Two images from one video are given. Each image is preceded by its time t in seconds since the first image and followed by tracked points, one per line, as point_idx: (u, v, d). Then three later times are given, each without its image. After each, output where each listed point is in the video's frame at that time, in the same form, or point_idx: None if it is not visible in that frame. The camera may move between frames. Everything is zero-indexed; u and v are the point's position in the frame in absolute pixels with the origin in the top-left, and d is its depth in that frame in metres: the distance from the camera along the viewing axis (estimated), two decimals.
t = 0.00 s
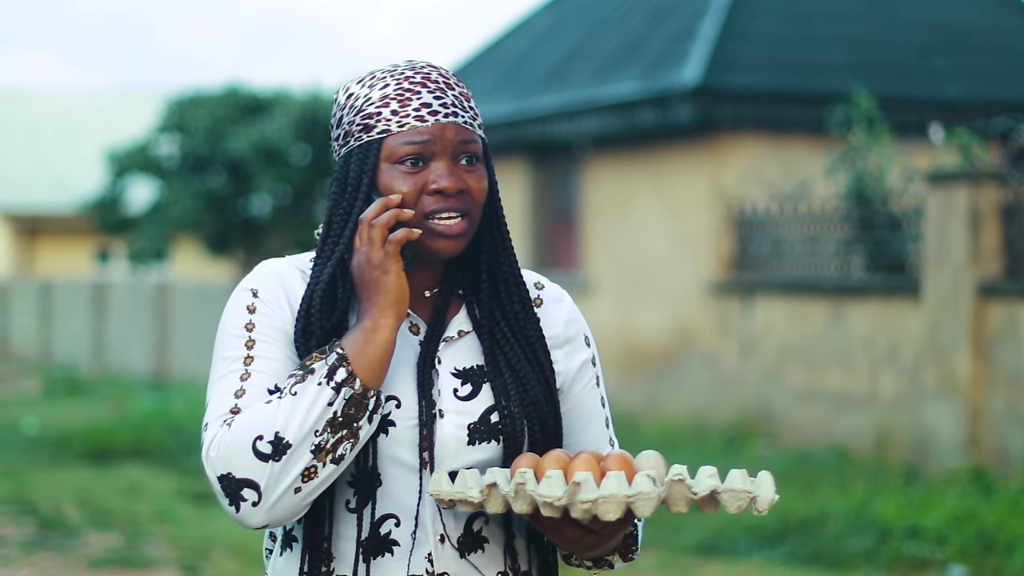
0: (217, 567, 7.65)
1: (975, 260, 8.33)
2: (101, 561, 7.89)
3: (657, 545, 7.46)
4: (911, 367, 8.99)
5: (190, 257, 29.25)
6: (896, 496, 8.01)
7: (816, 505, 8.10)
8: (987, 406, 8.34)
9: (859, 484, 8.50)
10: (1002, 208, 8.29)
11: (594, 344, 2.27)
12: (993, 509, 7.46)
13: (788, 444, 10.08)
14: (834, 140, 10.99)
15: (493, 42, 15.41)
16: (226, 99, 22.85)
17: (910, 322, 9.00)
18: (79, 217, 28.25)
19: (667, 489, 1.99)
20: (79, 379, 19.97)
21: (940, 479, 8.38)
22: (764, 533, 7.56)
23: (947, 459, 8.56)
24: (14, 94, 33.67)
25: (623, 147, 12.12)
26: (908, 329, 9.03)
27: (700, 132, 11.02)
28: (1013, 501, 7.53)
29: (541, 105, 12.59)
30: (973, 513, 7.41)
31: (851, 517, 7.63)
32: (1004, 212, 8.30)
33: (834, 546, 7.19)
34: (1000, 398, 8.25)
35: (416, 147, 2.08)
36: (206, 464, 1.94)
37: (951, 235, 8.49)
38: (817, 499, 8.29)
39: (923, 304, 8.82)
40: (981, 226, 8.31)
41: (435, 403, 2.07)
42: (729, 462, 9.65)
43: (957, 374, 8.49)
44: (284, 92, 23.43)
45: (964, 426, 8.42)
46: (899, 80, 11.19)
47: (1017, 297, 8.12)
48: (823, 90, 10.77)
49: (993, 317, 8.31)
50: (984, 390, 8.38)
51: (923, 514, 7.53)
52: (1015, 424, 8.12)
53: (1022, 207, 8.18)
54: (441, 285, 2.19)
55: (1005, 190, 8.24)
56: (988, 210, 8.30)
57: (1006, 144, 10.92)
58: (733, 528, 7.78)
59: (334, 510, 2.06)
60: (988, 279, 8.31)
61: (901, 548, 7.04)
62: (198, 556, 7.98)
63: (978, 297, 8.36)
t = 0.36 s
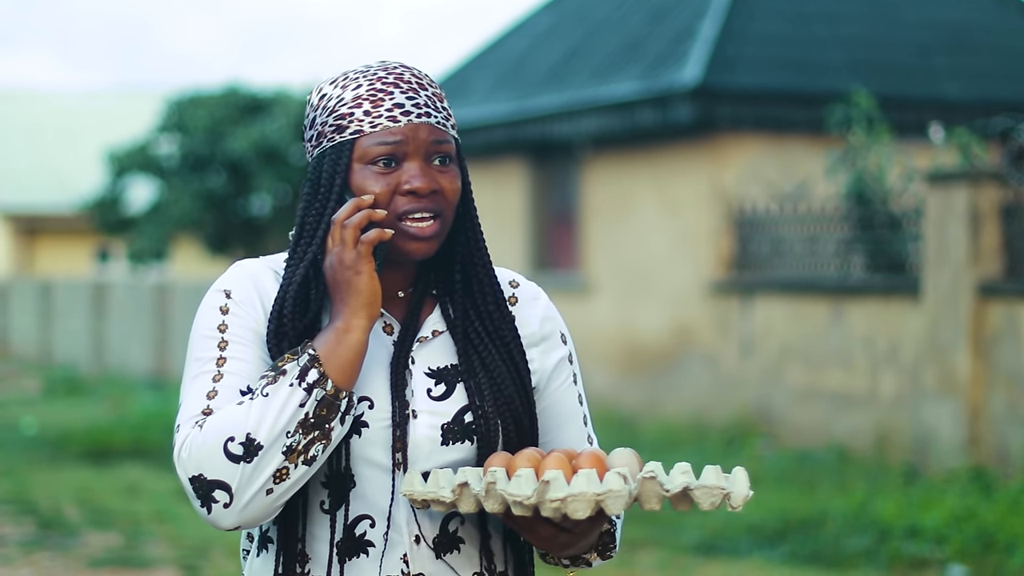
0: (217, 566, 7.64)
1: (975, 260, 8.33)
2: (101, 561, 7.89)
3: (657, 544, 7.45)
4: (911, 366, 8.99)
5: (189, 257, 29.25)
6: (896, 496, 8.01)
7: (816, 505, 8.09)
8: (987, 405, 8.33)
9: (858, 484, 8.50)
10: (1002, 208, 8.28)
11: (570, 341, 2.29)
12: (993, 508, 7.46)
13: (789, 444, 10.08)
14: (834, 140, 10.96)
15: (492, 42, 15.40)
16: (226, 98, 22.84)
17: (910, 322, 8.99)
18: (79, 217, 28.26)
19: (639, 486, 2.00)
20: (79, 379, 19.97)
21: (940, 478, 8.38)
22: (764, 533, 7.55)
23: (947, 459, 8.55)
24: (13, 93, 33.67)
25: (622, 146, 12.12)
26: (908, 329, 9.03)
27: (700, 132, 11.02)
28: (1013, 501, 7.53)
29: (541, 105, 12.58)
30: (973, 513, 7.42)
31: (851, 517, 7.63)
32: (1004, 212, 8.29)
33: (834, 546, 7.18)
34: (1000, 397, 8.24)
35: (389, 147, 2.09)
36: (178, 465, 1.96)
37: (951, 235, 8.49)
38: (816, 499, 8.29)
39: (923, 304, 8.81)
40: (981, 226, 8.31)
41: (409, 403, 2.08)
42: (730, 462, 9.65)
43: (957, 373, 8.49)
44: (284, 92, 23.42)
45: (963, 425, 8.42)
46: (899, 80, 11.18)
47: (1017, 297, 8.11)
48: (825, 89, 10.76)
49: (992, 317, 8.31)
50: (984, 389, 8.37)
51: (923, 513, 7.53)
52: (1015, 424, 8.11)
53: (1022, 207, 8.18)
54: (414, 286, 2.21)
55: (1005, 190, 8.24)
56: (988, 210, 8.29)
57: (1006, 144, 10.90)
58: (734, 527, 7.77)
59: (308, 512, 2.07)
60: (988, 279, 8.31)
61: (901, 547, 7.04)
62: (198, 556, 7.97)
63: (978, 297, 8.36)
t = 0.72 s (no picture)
0: (217, 566, 7.63)
1: (975, 260, 8.32)
2: (101, 561, 7.90)
3: (657, 544, 7.44)
4: (911, 366, 8.98)
5: (190, 257, 29.23)
6: (896, 496, 8.01)
7: (816, 505, 8.09)
8: (987, 405, 8.33)
9: (859, 484, 8.49)
10: (1002, 208, 8.27)
11: (553, 340, 2.29)
12: (993, 508, 7.46)
13: (789, 444, 10.08)
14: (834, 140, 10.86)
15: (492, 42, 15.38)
16: (226, 98, 22.80)
17: (911, 322, 8.99)
18: (79, 217, 28.27)
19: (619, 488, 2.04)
20: (80, 378, 19.99)
21: (940, 478, 8.38)
22: (764, 533, 7.54)
23: (947, 459, 8.55)
24: (14, 93, 33.64)
25: (621, 146, 12.13)
26: (908, 329, 9.03)
27: (700, 132, 11.01)
28: (1013, 501, 7.53)
29: (541, 105, 12.56)
30: (973, 513, 7.41)
31: (851, 516, 7.63)
32: (1004, 212, 8.28)
33: (834, 545, 7.18)
34: (1000, 397, 8.24)
35: (368, 148, 2.10)
36: (159, 468, 1.97)
37: (951, 235, 8.48)
38: (816, 499, 8.29)
39: (922, 304, 8.81)
40: (981, 226, 8.31)
41: (390, 404, 2.08)
42: (730, 462, 9.65)
43: (957, 373, 8.48)
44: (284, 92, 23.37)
45: (963, 425, 8.41)
46: (899, 80, 11.17)
47: (1017, 297, 8.10)
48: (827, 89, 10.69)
49: (992, 317, 8.30)
50: (984, 389, 8.36)
51: (923, 513, 7.53)
52: (1015, 424, 8.11)
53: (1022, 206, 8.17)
54: (395, 287, 2.21)
55: (1004, 190, 8.24)
56: (988, 210, 8.29)
57: (1006, 144, 10.85)
58: (733, 526, 7.76)
59: (291, 514, 2.08)
60: (988, 279, 8.30)
61: (900, 548, 7.04)
62: (198, 556, 7.97)
63: (978, 297, 8.35)
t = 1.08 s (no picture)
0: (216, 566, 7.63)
1: (975, 260, 8.32)
2: (101, 561, 7.91)
3: (657, 544, 7.44)
4: (911, 366, 8.98)
5: (190, 256, 29.24)
6: (897, 496, 8.01)
7: (816, 505, 8.09)
8: (987, 405, 8.33)
9: (859, 484, 8.49)
10: (1002, 208, 8.27)
11: (543, 342, 2.29)
12: (993, 508, 7.46)
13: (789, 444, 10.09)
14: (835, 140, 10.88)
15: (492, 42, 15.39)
16: (226, 98, 22.81)
17: (911, 322, 8.99)
18: (79, 217, 28.30)
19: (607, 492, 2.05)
20: (80, 378, 20.00)
21: (940, 478, 8.38)
22: (764, 533, 7.53)
23: (948, 458, 8.55)
24: (14, 93, 33.66)
25: (622, 146, 12.14)
26: (908, 329, 9.03)
27: (701, 132, 11.00)
28: (1013, 501, 7.53)
29: (541, 105, 12.55)
30: (973, 513, 7.41)
31: (851, 517, 7.63)
32: (1004, 212, 8.28)
33: (834, 545, 7.18)
34: (1000, 398, 8.23)
35: (354, 147, 2.10)
36: (145, 470, 1.98)
37: (951, 235, 8.48)
38: (815, 499, 8.29)
39: (923, 304, 8.81)
40: (981, 226, 8.30)
41: (379, 406, 2.08)
42: (731, 462, 9.66)
43: (957, 373, 8.48)
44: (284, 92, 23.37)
45: (963, 425, 8.41)
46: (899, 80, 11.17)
47: (1017, 296, 8.10)
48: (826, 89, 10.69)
49: (993, 317, 8.29)
50: (984, 389, 8.36)
51: (923, 513, 7.53)
52: (1015, 424, 8.11)
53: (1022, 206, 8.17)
54: (386, 288, 2.21)
55: (1005, 190, 8.23)
56: (988, 210, 8.29)
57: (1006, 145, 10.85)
58: (733, 526, 7.77)
59: (279, 515, 2.08)
60: (988, 279, 8.30)
61: (900, 547, 7.04)
62: (198, 556, 7.97)
63: (978, 297, 8.35)
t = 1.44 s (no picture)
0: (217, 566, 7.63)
1: (975, 260, 8.31)
2: (101, 561, 7.90)
3: (657, 543, 7.44)
4: (911, 366, 8.98)
5: (190, 256, 29.25)
6: (897, 496, 7.99)
7: (816, 505, 8.09)
8: (988, 405, 8.32)
9: (860, 484, 8.48)
10: (1003, 208, 8.26)
11: (550, 348, 2.29)
12: (994, 508, 7.46)
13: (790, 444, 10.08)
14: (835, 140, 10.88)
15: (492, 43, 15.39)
16: (227, 98, 22.82)
17: (912, 321, 8.98)
18: (79, 217, 28.32)
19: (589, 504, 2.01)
20: (81, 378, 20.01)
21: (940, 478, 8.37)
22: (764, 533, 7.53)
23: (948, 459, 8.55)
24: (14, 94, 33.69)
25: (622, 147, 12.12)
26: (908, 329, 9.03)
27: (701, 132, 10.99)
28: (1013, 500, 7.52)
29: (541, 105, 12.54)
30: (974, 513, 7.40)
31: (851, 517, 7.62)
32: (1005, 212, 8.27)
33: (834, 545, 7.18)
34: (1001, 398, 8.23)
35: (343, 146, 2.11)
36: (131, 465, 1.99)
37: (952, 235, 8.48)
38: (815, 499, 8.29)
39: (923, 304, 8.80)
40: (981, 226, 8.30)
41: (375, 407, 2.08)
42: (731, 462, 9.65)
43: (958, 373, 8.47)
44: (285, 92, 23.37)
45: (964, 425, 8.41)
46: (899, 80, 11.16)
47: (1017, 296, 8.10)
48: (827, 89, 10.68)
49: (993, 317, 8.28)
50: (984, 389, 8.35)
51: (924, 513, 7.52)
52: (1015, 424, 8.11)
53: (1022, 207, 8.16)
54: (390, 290, 2.21)
55: (1005, 190, 8.22)
56: (988, 211, 8.28)
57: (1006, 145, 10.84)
58: (733, 525, 7.77)
59: (277, 514, 2.08)
60: (989, 279, 8.29)
61: (901, 547, 7.04)
62: (198, 556, 7.97)
63: (979, 297, 8.34)
